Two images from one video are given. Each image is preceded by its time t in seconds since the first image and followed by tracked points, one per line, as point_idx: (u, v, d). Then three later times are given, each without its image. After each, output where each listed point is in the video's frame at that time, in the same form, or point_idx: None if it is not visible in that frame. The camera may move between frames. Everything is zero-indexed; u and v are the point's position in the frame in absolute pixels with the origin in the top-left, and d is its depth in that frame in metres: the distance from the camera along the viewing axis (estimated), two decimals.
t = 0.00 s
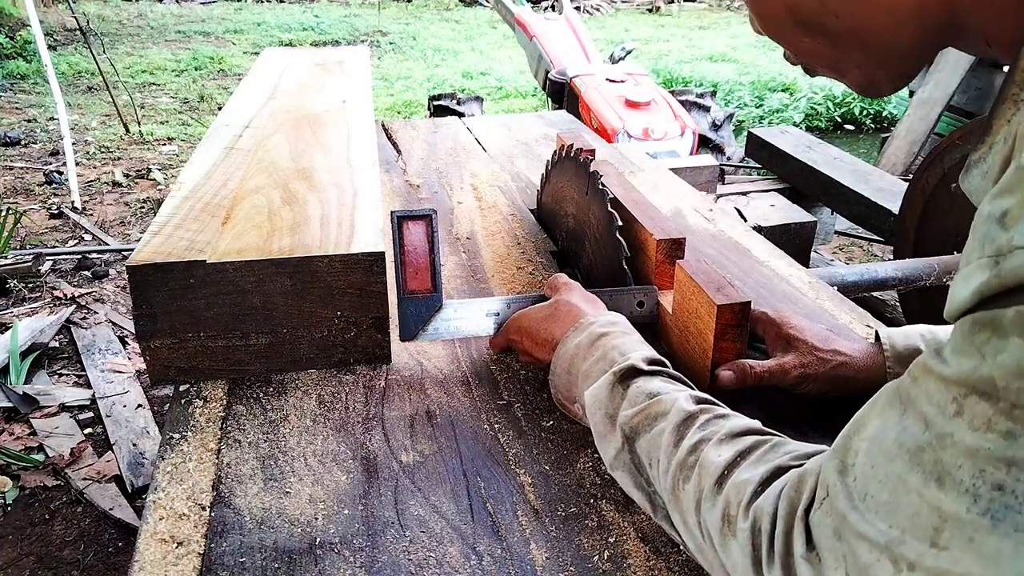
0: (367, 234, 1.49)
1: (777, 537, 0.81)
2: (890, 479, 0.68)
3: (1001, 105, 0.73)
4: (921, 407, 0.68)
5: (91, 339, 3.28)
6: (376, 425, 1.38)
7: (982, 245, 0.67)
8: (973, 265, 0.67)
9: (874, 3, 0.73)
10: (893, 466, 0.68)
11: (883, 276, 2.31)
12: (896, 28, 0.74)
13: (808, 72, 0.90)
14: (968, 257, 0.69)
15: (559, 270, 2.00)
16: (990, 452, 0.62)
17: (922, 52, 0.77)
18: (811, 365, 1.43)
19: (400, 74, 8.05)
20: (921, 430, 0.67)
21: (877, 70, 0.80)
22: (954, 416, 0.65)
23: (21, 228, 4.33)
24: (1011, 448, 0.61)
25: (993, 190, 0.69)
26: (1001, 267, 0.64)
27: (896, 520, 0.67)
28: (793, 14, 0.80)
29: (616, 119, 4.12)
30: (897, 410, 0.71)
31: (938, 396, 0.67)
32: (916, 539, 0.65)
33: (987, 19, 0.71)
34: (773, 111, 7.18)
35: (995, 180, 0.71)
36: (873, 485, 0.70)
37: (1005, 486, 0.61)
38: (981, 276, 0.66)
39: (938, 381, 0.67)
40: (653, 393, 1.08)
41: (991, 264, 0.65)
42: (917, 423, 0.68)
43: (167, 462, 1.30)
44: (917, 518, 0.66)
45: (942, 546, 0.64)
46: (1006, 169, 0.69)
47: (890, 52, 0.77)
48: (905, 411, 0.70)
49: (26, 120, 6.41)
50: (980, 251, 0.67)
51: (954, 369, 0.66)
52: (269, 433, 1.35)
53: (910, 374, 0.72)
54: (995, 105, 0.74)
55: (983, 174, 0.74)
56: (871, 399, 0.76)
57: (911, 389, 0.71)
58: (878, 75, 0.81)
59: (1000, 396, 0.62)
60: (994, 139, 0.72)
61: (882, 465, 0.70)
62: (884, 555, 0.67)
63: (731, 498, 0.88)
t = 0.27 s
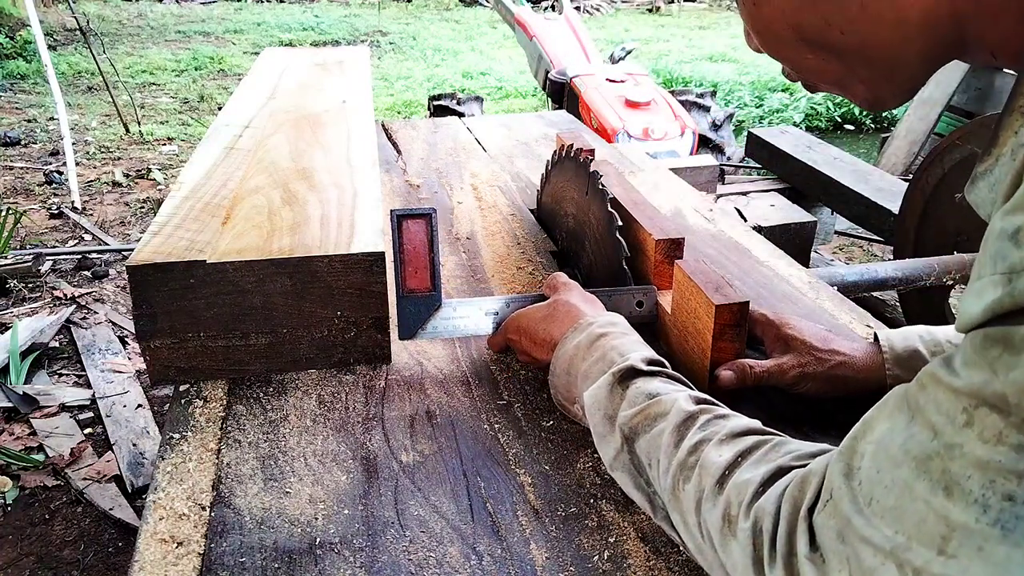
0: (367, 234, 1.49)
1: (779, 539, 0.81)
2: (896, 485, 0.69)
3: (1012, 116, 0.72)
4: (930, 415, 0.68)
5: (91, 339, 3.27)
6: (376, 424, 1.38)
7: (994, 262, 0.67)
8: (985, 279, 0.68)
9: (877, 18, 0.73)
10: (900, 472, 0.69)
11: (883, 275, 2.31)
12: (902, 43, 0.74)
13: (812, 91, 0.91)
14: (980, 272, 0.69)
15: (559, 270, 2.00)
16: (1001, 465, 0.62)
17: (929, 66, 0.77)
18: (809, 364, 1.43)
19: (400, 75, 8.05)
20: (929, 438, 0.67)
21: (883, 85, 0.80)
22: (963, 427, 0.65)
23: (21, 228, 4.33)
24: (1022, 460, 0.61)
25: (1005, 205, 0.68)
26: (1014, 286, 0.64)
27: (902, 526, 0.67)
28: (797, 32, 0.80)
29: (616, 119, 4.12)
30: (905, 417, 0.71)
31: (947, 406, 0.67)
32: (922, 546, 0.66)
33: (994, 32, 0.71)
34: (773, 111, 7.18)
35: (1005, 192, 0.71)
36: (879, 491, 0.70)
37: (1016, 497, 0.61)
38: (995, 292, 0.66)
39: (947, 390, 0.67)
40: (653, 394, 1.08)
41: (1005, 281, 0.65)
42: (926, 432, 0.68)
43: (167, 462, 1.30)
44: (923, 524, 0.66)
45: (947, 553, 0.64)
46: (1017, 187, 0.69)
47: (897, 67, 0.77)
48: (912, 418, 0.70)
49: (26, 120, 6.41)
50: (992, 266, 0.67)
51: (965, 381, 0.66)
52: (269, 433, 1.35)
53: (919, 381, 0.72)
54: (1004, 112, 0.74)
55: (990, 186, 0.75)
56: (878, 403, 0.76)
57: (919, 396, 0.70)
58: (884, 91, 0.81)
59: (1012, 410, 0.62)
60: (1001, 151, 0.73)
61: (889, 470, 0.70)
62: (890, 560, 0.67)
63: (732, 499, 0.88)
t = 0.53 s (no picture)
0: (367, 234, 1.49)
1: (776, 539, 0.81)
2: (886, 485, 0.68)
3: (1000, 118, 0.71)
4: (918, 414, 0.68)
5: (91, 339, 3.27)
6: (376, 425, 1.38)
7: (983, 259, 0.66)
8: (974, 276, 0.67)
9: (867, 22, 0.73)
10: (890, 472, 0.68)
11: (883, 276, 2.31)
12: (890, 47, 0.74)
13: (805, 94, 0.91)
14: (970, 268, 0.68)
15: (559, 270, 2.00)
16: (988, 464, 0.62)
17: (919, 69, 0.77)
18: (809, 364, 1.42)
19: (400, 74, 8.05)
20: (917, 438, 0.67)
21: (873, 88, 0.80)
22: (951, 425, 0.65)
23: (21, 228, 4.33)
24: (1010, 459, 0.61)
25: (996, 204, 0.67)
26: (1002, 283, 0.63)
27: (892, 526, 0.67)
28: (787, 36, 0.80)
29: (616, 119, 4.12)
30: (895, 416, 0.71)
31: (936, 405, 0.67)
32: (913, 547, 0.66)
33: (983, 33, 0.71)
34: (773, 111, 7.18)
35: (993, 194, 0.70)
36: (870, 491, 0.70)
37: (1003, 496, 0.61)
38: (983, 289, 0.65)
39: (936, 389, 0.67)
40: (652, 394, 1.08)
41: (993, 279, 0.64)
42: (915, 430, 0.68)
43: (167, 462, 1.30)
44: (914, 525, 0.66)
45: (937, 553, 0.64)
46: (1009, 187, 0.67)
47: (886, 70, 0.77)
48: (902, 417, 0.70)
49: (26, 120, 6.41)
50: (981, 263, 0.66)
51: (953, 379, 0.66)
52: (269, 433, 1.35)
53: (909, 379, 0.71)
54: (994, 114, 0.72)
55: (981, 188, 0.72)
56: (870, 403, 0.76)
57: (909, 395, 0.70)
58: (875, 94, 0.81)
59: (999, 409, 0.62)
60: (992, 152, 0.71)
61: (879, 471, 0.70)
62: (881, 561, 0.68)
63: (730, 499, 0.88)
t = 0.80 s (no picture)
0: (367, 234, 1.49)
1: (774, 540, 0.80)
2: (883, 486, 0.69)
3: (996, 114, 0.70)
4: (915, 414, 0.68)
5: (91, 339, 3.27)
6: (376, 425, 1.38)
7: (979, 258, 0.66)
8: (969, 276, 0.67)
9: (863, 21, 0.73)
10: (887, 473, 0.68)
11: (883, 276, 2.31)
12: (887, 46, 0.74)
13: (805, 91, 0.90)
14: (965, 267, 0.68)
15: (559, 270, 2.00)
16: (984, 465, 0.62)
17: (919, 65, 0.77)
18: (808, 365, 1.42)
19: (400, 74, 8.05)
20: (914, 438, 0.67)
21: (873, 85, 0.80)
22: (947, 425, 0.65)
23: (21, 228, 4.33)
24: (1005, 459, 0.61)
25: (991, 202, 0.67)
26: (996, 282, 0.63)
27: (890, 526, 0.67)
28: (785, 35, 0.81)
29: (616, 119, 4.12)
30: (892, 416, 0.71)
31: (932, 405, 0.67)
32: (910, 547, 0.66)
33: (980, 32, 0.71)
34: (773, 112, 7.18)
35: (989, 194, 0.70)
36: (868, 492, 0.70)
37: (999, 496, 0.61)
38: (978, 289, 0.65)
39: (932, 389, 0.67)
40: (652, 394, 1.08)
41: (987, 278, 0.64)
42: (911, 431, 0.68)
43: (167, 462, 1.30)
44: (912, 525, 0.66)
45: (935, 553, 0.64)
46: (1004, 185, 0.67)
47: (885, 68, 0.77)
48: (899, 417, 0.70)
49: (26, 120, 6.41)
50: (977, 262, 0.66)
51: (949, 379, 0.66)
52: (269, 433, 1.35)
53: (905, 380, 0.71)
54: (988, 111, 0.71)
55: (977, 186, 0.72)
56: (867, 403, 0.76)
57: (905, 395, 0.70)
58: (873, 91, 0.81)
59: (994, 408, 0.62)
60: (987, 150, 0.70)
61: (876, 471, 0.70)
62: (879, 562, 0.68)
63: (729, 500, 0.88)
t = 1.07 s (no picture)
0: (367, 234, 1.49)
1: (774, 540, 0.80)
2: (884, 486, 0.69)
3: (995, 114, 0.70)
4: (916, 415, 0.68)
5: (91, 339, 3.27)
6: (376, 425, 1.38)
7: (979, 259, 0.66)
8: (970, 277, 0.67)
9: (861, 15, 0.73)
10: (887, 473, 0.68)
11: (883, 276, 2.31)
12: (887, 40, 0.75)
13: (805, 85, 0.90)
14: (965, 269, 0.68)
15: (559, 270, 2.00)
16: (985, 466, 0.62)
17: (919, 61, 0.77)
18: (808, 365, 1.42)
19: (400, 74, 8.05)
20: (915, 439, 0.67)
21: (873, 80, 0.80)
22: (948, 427, 0.65)
23: (21, 228, 4.33)
24: (1006, 461, 0.61)
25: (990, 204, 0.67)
26: (997, 283, 0.63)
27: (891, 527, 0.67)
28: (785, 29, 0.81)
29: (616, 119, 4.12)
30: (892, 416, 0.71)
31: (932, 406, 0.67)
32: (911, 547, 0.66)
33: (980, 31, 0.71)
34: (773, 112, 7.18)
35: (988, 194, 0.69)
36: (868, 492, 0.70)
37: (1000, 498, 0.61)
38: (978, 290, 0.65)
39: (933, 390, 0.67)
40: (652, 394, 1.08)
41: (988, 279, 0.64)
42: (912, 432, 0.68)
43: (168, 462, 1.30)
44: (912, 525, 0.66)
45: (935, 554, 0.64)
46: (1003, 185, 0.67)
47: (885, 63, 0.77)
48: (899, 417, 0.70)
49: (26, 120, 6.41)
50: (977, 264, 0.66)
51: (949, 380, 0.66)
52: (269, 433, 1.35)
53: (906, 380, 0.71)
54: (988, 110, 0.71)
55: (976, 185, 0.71)
56: (867, 403, 0.76)
57: (906, 396, 0.70)
58: (873, 86, 0.81)
59: (994, 410, 0.62)
60: (987, 149, 0.70)
61: (876, 471, 0.70)
62: (879, 562, 0.68)
63: (729, 500, 0.88)
